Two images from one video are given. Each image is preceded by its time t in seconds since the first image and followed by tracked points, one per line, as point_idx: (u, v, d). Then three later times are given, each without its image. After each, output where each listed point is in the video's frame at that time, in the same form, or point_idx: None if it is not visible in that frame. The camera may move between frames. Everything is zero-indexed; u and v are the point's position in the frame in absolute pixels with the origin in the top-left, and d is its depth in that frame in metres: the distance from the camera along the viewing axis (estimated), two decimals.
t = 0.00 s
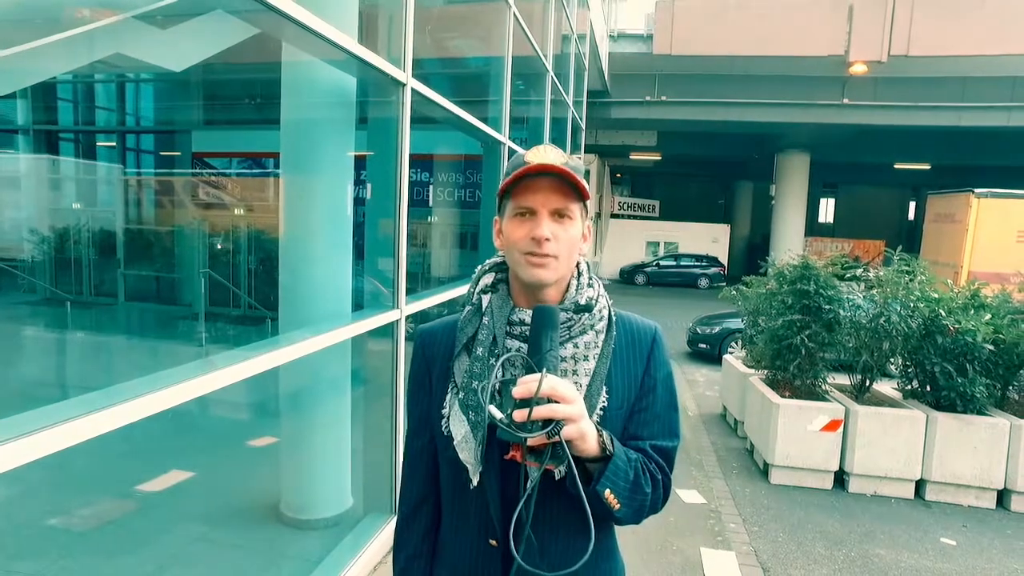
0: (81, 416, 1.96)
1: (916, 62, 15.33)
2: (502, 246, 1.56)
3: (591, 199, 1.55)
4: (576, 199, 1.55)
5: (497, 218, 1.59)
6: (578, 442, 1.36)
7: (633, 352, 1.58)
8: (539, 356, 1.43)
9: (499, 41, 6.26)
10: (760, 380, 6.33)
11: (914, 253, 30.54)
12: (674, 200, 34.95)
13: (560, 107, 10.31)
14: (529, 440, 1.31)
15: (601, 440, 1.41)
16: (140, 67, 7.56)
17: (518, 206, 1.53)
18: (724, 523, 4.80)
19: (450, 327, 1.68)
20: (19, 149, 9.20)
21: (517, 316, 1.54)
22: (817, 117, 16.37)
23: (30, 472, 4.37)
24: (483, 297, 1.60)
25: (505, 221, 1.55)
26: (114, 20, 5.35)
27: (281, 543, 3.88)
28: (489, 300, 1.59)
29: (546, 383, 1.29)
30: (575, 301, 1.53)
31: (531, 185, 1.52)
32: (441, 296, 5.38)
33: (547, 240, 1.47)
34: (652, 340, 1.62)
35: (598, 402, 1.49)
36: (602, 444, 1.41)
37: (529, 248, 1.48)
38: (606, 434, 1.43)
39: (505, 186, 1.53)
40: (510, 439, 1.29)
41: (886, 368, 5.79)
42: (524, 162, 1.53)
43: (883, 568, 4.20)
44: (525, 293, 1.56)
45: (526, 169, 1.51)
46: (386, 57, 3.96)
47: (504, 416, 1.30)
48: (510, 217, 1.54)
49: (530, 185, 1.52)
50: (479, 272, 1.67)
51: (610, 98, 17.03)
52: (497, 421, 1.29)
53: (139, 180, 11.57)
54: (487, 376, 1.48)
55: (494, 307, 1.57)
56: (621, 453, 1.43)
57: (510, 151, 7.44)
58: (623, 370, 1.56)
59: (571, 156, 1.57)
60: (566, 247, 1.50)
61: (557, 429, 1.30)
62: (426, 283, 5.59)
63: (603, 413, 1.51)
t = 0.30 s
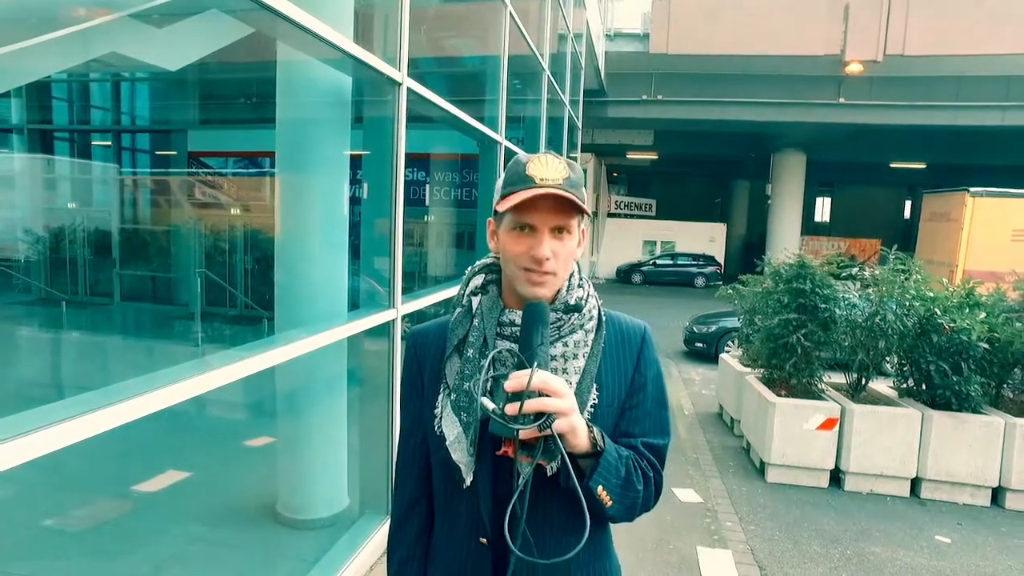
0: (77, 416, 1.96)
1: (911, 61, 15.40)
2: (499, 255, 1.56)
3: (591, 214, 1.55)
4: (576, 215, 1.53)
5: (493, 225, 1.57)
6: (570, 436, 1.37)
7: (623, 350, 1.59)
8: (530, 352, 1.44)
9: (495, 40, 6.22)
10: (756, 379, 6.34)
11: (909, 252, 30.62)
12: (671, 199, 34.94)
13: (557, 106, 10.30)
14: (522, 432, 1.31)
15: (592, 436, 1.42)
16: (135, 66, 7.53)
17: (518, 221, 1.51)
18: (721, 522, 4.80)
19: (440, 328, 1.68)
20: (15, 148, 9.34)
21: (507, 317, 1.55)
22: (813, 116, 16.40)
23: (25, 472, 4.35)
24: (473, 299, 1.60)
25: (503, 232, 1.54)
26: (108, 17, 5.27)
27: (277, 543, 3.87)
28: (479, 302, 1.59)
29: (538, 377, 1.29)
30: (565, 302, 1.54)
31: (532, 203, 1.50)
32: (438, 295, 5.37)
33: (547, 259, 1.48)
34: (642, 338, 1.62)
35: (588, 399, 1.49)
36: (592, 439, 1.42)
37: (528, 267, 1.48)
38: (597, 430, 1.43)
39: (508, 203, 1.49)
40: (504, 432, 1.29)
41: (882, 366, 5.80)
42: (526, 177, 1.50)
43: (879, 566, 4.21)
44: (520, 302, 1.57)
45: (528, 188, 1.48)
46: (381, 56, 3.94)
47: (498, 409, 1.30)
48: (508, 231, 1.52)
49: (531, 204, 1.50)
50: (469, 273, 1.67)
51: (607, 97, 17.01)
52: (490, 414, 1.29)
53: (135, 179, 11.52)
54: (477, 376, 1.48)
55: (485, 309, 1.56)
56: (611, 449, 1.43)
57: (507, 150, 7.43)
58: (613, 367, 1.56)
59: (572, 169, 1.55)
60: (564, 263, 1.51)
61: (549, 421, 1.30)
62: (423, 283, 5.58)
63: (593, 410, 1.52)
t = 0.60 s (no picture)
0: (73, 415, 1.95)
1: (908, 60, 15.42)
2: (493, 255, 1.56)
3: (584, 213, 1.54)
4: (570, 214, 1.53)
5: (487, 223, 1.58)
6: (563, 445, 1.36)
7: (619, 350, 1.59)
8: (523, 359, 1.43)
9: (493, 40, 6.23)
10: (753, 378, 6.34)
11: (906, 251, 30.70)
12: (668, 198, 34.97)
13: (554, 105, 10.28)
14: (514, 443, 1.31)
15: (585, 442, 1.41)
16: (132, 65, 7.51)
17: (510, 220, 1.51)
18: (719, 520, 4.81)
19: (438, 329, 1.68)
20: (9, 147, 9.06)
21: (503, 318, 1.54)
22: (810, 115, 16.42)
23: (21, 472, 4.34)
24: (469, 299, 1.60)
25: (496, 231, 1.54)
26: (104, 16, 5.18)
27: (275, 543, 3.86)
28: (475, 303, 1.59)
29: (531, 388, 1.29)
30: (560, 303, 1.53)
31: (524, 202, 1.50)
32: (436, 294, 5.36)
33: (540, 258, 1.47)
34: (639, 338, 1.62)
35: (585, 400, 1.49)
36: (586, 445, 1.41)
37: (522, 266, 1.48)
38: (590, 435, 1.43)
39: (500, 202, 1.50)
40: (495, 443, 1.29)
41: (879, 365, 5.81)
42: (518, 177, 1.50)
43: (876, 564, 4.22)
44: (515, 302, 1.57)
45: (520, 187, 1.48)
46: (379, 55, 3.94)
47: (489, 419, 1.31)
48: (501, 230, 1.52)
49: (523, 203, 1.50)
50: (465, 273, 1.66)
51: (605, 96, 17.00)
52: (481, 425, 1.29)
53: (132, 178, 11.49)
54: (474, 378, 1.48)
55: (481, 310, 1.56)
56: (606, 454, 1.43)
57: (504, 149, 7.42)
58: (609, 367, 1.56)
59: (565, 168, 1.54)
60: (558, 262, 1.51)
61: (541, 433, 1.30)
62: (420, 282, 5.57)
63: (590, 412, 1.52)
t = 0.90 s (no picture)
0: (69, 416, 1.94)
1: (906, 59, 15.45)
2: (488, 252, 1.56)
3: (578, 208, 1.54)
4: (563, 210, 1.53)
5: (482, 220, 1.57)
6: (554, 467, 1.37)
7: (618, 348, 1.59)
8: (517, 385, 1.42)
9: (491, 34, 6.09)
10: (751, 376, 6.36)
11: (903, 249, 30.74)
12: (666, 197, 34.98)
13: (552, 104, 10.28)
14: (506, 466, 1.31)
15: (579, 456, 1.41)
16: (128, 64, 7.49)
17: (504, 217, 1.51)
18: (716, 519, 4.81)
19: (435, 329, 1.68)
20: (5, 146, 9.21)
21: (499, 320, 1.54)
22: (808, 114, 16.45)
23: (19, 472, 4.32)
24: (465, 301, 1.59)
25: (490, 229, 1.54)
26: (100, 15, 5.14)
27: (274, 542, 3.86)
28: (471, 305, 1.58)
29: (521, 412, 1.29)
30: (557, 304, 1.53)
31: (518, 199, 1.50)
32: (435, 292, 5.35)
33: (534, 255, 1.47)
34: (638, 334, 1.62)
35: (584, 402, 1.50)
36: (580, 460, 1.41)
37: (516, 263, 1.48)
38: (584, 449, 1.43)
39: (495, 198, 1.50)
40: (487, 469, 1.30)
41: (876, 363, 5.82)
42: (511, 173, 1.50)
43: (874, 562, 4.23)
44: (510, 300, 1.56)
45: (515, 183, 1.48)
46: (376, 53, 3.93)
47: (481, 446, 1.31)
48: (495, 227, 1.52)
49: (517, 200, 1.50)
50: (461, 272, 1.66)
51: (603, 94, 16.99)
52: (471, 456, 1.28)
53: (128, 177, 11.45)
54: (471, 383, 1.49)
55: (477, 313, 1.56)
56: (601, 466, 1.43)
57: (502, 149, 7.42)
58: (608, 366, 1.56)
59: (560, 163, 1.54)
60: (553, 260, 1.51)
61: (532, 458, 1.31)
62: (418, 281, 5.57)
63: (588, 414, 1.52)
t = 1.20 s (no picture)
0: (67, 415, 1.94)
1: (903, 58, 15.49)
2: (485, 253, 1.56)
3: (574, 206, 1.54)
4: (559, 209, 1.53)
5: (478, 220, 1.58)
6: (552, 476, 1.38)
7: (620, 347, 1.59)
8: (514, 395, 1.43)
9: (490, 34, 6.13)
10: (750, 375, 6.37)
11: (901, 248, 30.77)
12: (664, 196, 35.00)
13: (551, 103, 10.29)
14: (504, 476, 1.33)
15: (578, 462, 1.42)
16: (126, 63, 7.48)
17: (500, 218, 1.52)
18: (715, 517, 4.82)
19: (435, 329, 1.68)
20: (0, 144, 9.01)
21: (498, 323, 1.55)
22: (806, 112, 16.46)
23: (18, 471, 4.32)
24: (465, 304, 1.60)
25: (486, 229, 1.55)
26: (99, 12, 5.15)
27: (273, 541, 3.87)
28: (471, 307, 1.59)
29: (518, 424, 1.30)
30: (557, 306, 1.53)
31: (514, 199, 1.50)
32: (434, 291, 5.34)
33: (530, 256, 1.48)
34: (640, 333, 1.62)
35: (585, 405, 1.51)
36: (579, 467, 1.42)
37: (513, 265, 1.48)
38: (584, 456, 1.43)
39: (489, 199, 1.50)
40: (484, 480, 1.32)
41: (874, 362, 5.83)
42: (506, 174, 1.50)
43: (872, 560, 4.24)
44: (508, 301, 1.56)
45: (509, 185, 1.48)
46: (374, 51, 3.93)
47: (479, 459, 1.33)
48: (491, 228, 1.53)
49: (511, 201, 1.50)
50: (460, 272, 1.66)
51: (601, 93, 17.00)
52: (468, 469, 1.31)
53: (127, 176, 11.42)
54: (472, 388, 1.50)
55: (476, 315, 1.57)
56: (602, 470, 1.43)
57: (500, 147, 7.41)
58: (610, 366, 1.57)
59: (554, 162, 1.54)
60: (551, 260, 1.51)
61: (529, 469, 1.32)
62: (417, 280, 5.56)
63: (590, 416, 1.53)
